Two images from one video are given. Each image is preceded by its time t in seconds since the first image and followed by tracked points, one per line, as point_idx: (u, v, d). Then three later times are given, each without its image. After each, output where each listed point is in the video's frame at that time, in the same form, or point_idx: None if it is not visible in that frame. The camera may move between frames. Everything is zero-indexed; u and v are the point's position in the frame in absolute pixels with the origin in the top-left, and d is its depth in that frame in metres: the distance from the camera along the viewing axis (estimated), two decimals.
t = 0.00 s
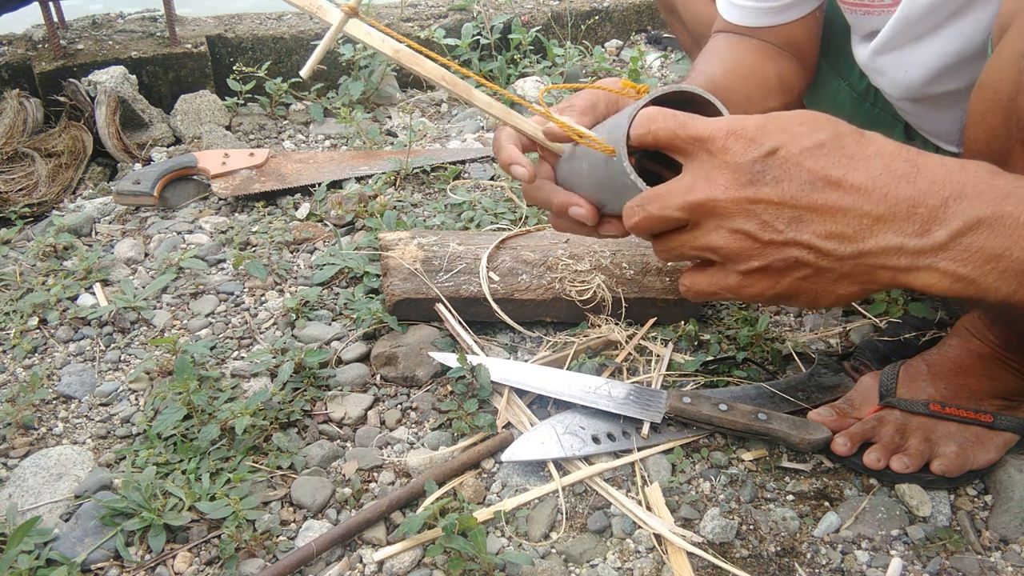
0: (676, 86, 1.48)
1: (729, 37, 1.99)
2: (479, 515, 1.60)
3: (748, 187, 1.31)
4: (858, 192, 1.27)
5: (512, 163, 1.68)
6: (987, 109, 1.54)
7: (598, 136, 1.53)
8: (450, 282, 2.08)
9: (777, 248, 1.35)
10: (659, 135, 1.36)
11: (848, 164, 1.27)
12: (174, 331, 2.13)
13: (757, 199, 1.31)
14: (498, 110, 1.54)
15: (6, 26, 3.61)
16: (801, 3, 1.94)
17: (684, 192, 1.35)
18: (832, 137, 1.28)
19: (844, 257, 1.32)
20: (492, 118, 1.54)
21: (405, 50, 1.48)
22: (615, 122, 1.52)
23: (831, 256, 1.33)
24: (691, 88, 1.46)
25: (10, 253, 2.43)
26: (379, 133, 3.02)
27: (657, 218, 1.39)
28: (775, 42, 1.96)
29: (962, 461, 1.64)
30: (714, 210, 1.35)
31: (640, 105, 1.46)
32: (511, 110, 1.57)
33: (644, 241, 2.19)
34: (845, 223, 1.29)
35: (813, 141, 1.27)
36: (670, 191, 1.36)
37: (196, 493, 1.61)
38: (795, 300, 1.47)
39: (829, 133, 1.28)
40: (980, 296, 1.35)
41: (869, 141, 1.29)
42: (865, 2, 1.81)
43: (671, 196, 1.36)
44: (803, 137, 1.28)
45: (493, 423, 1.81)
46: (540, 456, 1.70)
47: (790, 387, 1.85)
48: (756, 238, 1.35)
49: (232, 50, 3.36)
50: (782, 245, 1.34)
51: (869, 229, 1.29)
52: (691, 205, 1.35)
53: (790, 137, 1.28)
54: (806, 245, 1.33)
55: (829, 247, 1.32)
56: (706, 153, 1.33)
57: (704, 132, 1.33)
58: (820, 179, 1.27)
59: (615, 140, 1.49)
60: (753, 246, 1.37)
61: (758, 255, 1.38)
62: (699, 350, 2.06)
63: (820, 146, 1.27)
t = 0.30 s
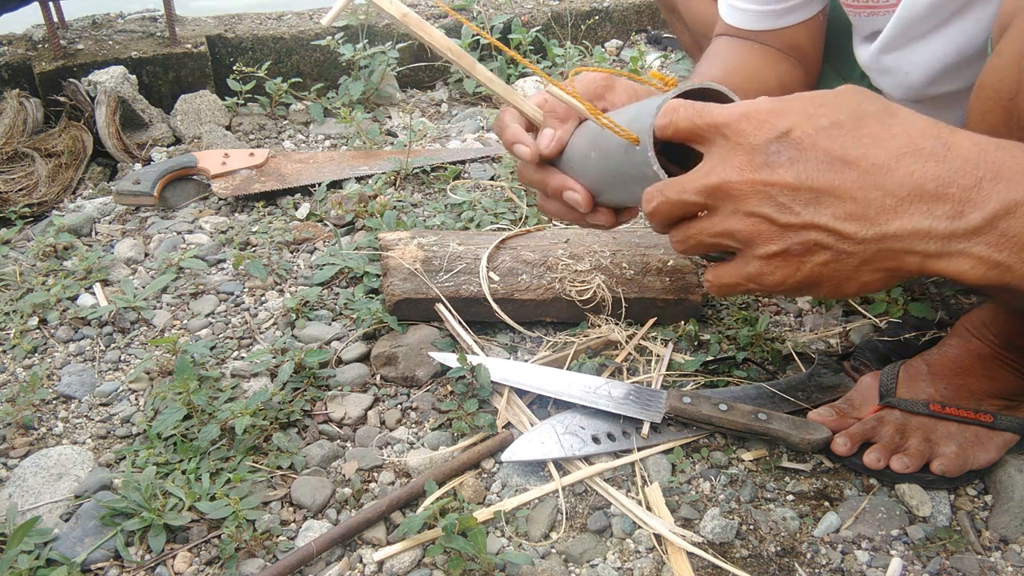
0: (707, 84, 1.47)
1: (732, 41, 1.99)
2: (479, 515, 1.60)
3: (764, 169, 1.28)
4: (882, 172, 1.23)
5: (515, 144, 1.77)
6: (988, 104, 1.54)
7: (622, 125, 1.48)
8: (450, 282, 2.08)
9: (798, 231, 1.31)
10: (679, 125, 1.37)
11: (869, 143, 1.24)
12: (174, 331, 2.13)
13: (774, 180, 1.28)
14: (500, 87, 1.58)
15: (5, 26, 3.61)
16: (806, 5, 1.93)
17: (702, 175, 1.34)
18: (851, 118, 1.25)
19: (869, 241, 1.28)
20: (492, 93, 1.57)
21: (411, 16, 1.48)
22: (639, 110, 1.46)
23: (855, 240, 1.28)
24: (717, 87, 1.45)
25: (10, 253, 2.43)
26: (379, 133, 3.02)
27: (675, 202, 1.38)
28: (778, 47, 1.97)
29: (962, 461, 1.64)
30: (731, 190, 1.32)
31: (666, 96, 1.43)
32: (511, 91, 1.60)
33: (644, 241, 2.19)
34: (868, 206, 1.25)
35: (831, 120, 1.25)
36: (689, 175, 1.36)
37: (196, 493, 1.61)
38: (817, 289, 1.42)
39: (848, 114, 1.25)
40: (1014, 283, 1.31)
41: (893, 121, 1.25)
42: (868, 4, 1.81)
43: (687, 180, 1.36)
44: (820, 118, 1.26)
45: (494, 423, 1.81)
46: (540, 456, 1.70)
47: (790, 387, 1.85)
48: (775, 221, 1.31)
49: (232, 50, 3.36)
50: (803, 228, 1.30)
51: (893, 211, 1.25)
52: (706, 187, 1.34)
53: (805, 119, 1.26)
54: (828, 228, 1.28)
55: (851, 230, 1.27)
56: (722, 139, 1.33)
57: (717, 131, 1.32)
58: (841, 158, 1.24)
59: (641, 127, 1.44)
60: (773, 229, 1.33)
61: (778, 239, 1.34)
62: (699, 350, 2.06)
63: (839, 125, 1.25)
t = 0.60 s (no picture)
0: (711, 120, 1.43)
1: (727, 35, 1.98)
2: (479, 515, 1.60)
3: (775, 208, 1.29)
4: (892, 210, 1.24)
5: (511, 158, 1.65)
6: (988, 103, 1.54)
7: (622, 159, 1.48)
8: (450, 282, 2.08)
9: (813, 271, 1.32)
10: (684, 163, 1.38)
11: (880, 181, 1.24)
12: (174, 331, 2.13)
13: (785, 221, 1.29)
14: (492, 99, 1.57)
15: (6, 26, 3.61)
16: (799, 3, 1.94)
17: (711, 213, 1.36)
18: (858, 153, 1.26)
19: (884, 278, 1.29)
20: (486, 107, 1.58)
21: (403, 29, 1.48)
22: (640, 144, 1.46)
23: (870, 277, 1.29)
24: (721, 122, 1.43)
25: (10, 253, 2.43)
26: (379, 133, 3.02)
27: (687, 240, 1.40)
28: (770, 42, 1.96)
29: (962, 461, 1.64)
30: (745, 229, 1.33)
31: (668, 135, 1.42)
32: (507, 103, 1.60)
33: (644, 241, 2.19)
34: (882, 243, 1.26)
35: (839, 157, 1.26)
36: (698, 214, 1.38)
37: (196, 493, 1.61)
38: (832, 322, 1.43)
39: (856, 148, 1.26)
40: None
41: (902, 154, 1.26)
42: (857, 5, 1.83)
43: (697, 220, 1.37)
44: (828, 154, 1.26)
45: (494, 424, 1.81)
46: (540, 456, 1.70)
47: (790, 387, 1.85)
48: (789, 261, 1.32)
49: (232, 50, 3.36)
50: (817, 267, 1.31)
51: (907, 248, 1.26)
52: (718, 227, 1.36)
53: (814, 155, 1.27)
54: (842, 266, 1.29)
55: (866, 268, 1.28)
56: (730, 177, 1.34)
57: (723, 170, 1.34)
58: (851, 198, 1.25)
59: (642, 164, 1.45)
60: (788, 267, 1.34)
61: (794, 277, 1.35)
62: (699, 350, 2.06)
63: (847, 162, 1.26)
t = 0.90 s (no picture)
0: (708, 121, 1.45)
1: (727, 34, 1.99)
2: (479, 515, 1.60)
3: (782, 204, 1.28)
4: (901, 208, 1.23)
5: (510, 151, 1.66)
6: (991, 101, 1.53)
7: (619, 156, 1.49)
8: (450, 282, 2.08)
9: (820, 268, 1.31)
10: (689, 159, 1.38)
11: (889, 177, 1.24)
12: (174, 331, 2.13)
13: (793, 216, 1.27)
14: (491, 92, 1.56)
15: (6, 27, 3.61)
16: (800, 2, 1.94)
17: (716, 209, 1.35)
18: (867, 150, 1.25)
19: (892, 276, 1.28)
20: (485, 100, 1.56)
21: (404, 18, 1.48)
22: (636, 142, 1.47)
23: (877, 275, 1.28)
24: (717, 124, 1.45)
25: (10, 253, 2.43)
26: (379, 133, 3.02)
27: (693, 237, 1.39)
28: (769, 40, 1.96)
29: (962, 461, 1.64)
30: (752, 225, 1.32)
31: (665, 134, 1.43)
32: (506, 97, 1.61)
33: (644, 241, 2.19)
34: (890, 241, 1.25)
35: (848, 153, 1.25)
36: (701, 211, 1.38)
37: (196, 493, 1.61)
38: (836, 323, 1.42)
39: (865, 145, 1.25)
40: None
41: (910, 153, 1.26)
42: (857, 5, 1.84)
43: (701, 217, 1.37)
44: (837, 150, 1.26)
45: (494, 424, 1.81)
46: (539, 456, 1.70)
47: (790, 387, 1.85)
48: (796, 258, 1.31)
49: (232, 50, 3.36)
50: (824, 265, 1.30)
51: (914, 246, 1.25)
52: (725, 223, 1.34)
53: (824, 151, 1.26)
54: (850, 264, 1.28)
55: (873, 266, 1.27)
56: (736, 174, 1.34)
57: (728, 164, 1.34)
58: (860, 194, 1.24)
59: (638, 162, 1.45)
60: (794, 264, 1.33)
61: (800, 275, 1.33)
62: (700, 350, 2.06)
63: (856, 158, 1.24)
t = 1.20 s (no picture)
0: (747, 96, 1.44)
1: (721, 28, 1.98)
2: (479, 515, 1.60)
3: (841, 183, 1.25)
4: (963, 196, 1.22)
5: (523, 128, 1.73)
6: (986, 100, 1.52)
7: (658, 131, 1.45)
8: (450, 282, 2.08)
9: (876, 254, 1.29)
10: (741, 134, 1.33)
11: (952, 163, 1.22)
12: (174, 331, 2.13)
13: (852, 197, 1.24)
14: (505, 61, 1.63)
15: (6, 27, 3.61)
16: None
17: (763, 184, 1.30)
18: (931, 132, 1.22)
19: (947, 266, 1.28)
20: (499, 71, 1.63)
21: None
22: (677, 116, 1.44)
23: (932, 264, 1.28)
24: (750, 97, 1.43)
25: (10, 253, 2.43)
26: (379, 133, 3.02)
27: (735, 213, 1.33)
28: (763, 35, 1.96)
29: (962, 461, 1.64)
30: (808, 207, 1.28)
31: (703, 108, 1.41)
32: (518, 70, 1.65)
33: (644, 240, 2.20)
34: (949, 231, 1.24)
35: (912, 136, 1.22)
36: (749, 182, 1.31)
37: (196, 493, 1.61)
38: (879, 314, 1.40)
39: (930, 128, 1.22)
40: None
41: (970, 140, 1.24)
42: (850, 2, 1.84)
43: (749, 191, 1.31)
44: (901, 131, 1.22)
45: (494, 424, 1.81)
46: (539, 456, 1.70)
47: (790, 387, 1.85)
48: (851, 242, 1.28)
49: (232, 50, 3.36)
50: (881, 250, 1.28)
51: (973, 237, 1.25)
52: (774, 202, 1.30)
53: (887, 131, 1.23)
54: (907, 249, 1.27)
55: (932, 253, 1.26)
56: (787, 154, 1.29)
57: (780, 139, 1.29)
58: (924, 179, 1.22)
59: (681, 136, 1.41)
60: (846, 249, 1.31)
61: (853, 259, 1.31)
62: (699, 350, 2.06)
63: (919, 141, 1.22)
